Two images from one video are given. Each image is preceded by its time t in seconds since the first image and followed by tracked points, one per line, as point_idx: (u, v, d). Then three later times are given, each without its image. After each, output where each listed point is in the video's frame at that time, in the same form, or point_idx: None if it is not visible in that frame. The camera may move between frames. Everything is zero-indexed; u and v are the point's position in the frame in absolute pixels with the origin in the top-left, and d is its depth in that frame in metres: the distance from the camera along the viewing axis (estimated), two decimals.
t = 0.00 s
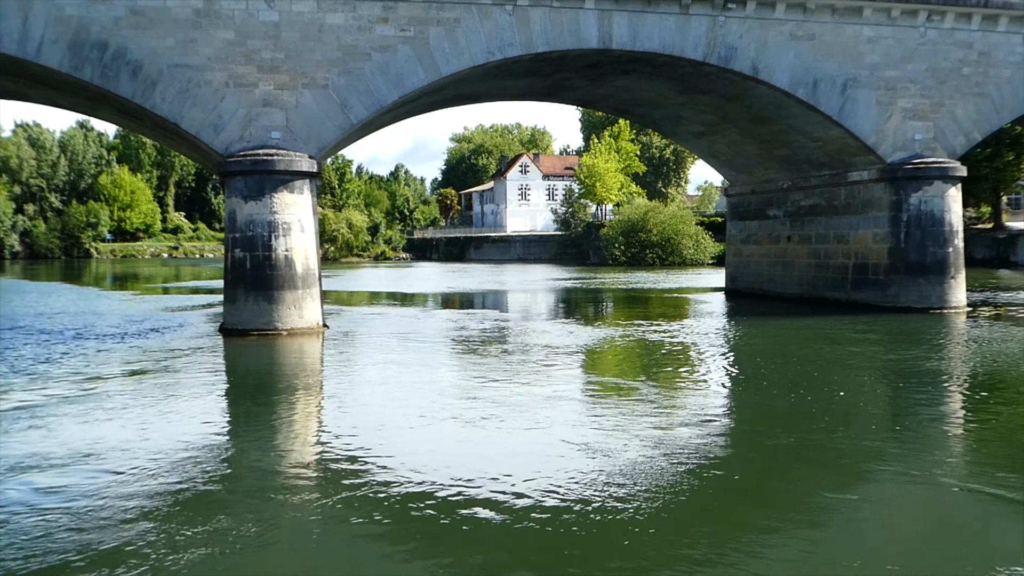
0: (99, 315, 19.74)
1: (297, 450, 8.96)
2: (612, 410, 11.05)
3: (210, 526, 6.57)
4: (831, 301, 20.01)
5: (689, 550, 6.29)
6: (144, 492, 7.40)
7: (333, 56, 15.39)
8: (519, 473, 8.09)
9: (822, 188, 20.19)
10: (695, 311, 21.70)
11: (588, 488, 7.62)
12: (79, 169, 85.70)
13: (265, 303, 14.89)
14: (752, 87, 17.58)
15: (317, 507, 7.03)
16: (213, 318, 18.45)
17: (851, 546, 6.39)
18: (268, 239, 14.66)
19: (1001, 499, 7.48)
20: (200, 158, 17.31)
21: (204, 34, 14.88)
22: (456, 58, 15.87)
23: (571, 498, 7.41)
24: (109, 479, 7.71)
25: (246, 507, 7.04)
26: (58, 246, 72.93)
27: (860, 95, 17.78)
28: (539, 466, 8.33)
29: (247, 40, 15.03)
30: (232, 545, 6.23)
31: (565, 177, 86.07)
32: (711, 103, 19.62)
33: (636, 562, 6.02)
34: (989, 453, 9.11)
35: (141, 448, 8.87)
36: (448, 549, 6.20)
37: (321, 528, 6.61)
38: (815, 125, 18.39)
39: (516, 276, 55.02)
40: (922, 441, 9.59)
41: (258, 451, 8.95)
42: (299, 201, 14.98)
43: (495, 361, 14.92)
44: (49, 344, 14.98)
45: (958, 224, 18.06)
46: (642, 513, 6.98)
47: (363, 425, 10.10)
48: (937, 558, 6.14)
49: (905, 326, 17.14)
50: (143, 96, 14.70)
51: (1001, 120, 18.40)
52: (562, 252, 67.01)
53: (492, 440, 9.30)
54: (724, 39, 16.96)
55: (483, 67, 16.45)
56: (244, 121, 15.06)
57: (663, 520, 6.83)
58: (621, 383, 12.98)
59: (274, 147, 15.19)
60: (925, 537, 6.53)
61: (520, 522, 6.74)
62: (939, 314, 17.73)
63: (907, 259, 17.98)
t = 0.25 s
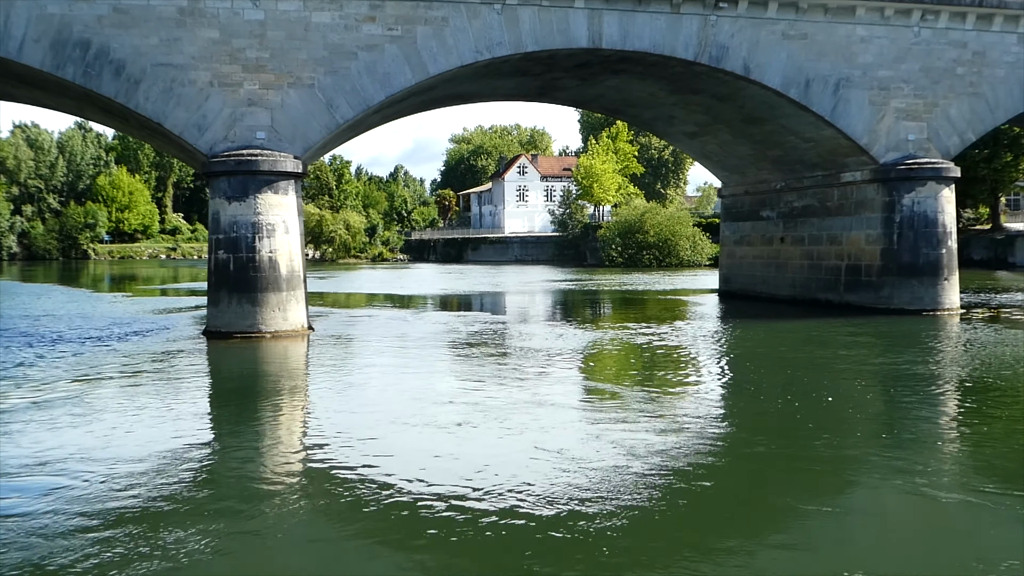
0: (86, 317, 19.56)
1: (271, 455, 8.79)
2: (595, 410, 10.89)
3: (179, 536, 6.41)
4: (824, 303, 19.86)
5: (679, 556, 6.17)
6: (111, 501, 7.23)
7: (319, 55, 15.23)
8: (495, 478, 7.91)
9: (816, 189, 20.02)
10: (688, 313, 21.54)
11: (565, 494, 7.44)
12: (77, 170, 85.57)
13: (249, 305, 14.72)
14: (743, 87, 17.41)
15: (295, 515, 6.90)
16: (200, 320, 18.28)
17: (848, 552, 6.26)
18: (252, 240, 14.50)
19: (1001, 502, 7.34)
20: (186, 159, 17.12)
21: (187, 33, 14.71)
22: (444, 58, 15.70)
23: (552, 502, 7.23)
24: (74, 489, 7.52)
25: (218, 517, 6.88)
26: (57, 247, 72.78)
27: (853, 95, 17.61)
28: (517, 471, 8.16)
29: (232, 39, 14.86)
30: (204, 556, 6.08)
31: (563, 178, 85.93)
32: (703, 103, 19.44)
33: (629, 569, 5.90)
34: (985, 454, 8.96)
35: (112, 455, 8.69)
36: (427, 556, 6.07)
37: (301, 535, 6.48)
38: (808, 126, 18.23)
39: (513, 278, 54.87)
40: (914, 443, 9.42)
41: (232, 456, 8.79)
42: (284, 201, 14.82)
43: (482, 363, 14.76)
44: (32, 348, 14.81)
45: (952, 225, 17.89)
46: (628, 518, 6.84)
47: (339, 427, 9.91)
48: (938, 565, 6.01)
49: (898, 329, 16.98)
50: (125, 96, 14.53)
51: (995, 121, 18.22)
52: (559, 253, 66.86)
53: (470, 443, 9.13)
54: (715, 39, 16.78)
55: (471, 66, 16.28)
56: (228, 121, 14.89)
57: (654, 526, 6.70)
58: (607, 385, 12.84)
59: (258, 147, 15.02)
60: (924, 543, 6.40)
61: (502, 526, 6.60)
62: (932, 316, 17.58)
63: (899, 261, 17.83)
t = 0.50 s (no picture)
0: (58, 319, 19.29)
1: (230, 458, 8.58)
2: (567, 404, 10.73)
3: (129, 542, 6.22)
4: (804, 304, 19.76)
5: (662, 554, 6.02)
6: (61, 508, 7.01)
7: (292, 53, 15.02)
8: (463, 474, 7.70)
9: (796, 190, 19.92)
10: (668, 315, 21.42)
11: (535, 489, 7.22)
12: (61, 170, 84.94)
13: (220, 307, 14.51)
14: (722, 86, 17.28)
15: (253, 519, 6.71)
16: (173, 322, 18.05)
17: (838, 549, 6.12)
18: (223, 241, 14.30)
19: (997, 497, 7.20)
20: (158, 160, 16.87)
21: (157, 31, 14.48)
22: (419, 57, 15.51)
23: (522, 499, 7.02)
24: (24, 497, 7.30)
25: (173, 523, 6.68)
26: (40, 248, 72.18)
27: (832, 95, 17.50)
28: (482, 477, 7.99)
29: (203, 37, 14.64)
30: (158, 563, 5.90)
31: (549, 179, 85.80)
32: (683, 103, 19.31)
33: (614, 569, 5.74)
34: (971, 451, 8.82)
35: (68, 461, 8.47)
36: (394, 559, 5.91)
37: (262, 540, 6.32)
38: (787, 126, 18.11)
39: (498, 278, 54.67)
40: (894, 442, 9.27)
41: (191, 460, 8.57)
42: (255, 202, 14.63)
43: (457, 362, 14.58)
44: None
45: (931, 226, 17.81)
46: (609, 515, 6.66)
47: (303, 429, 9.72)
48: (933, 562, 5.86)
49: (877, 330, 16.88)
50: (94, 95, 14.29)
51: (975, 121, 18.14)
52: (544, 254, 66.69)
53: (436, 442, 8.96)
54: (694, 38, 16.64)
55: (447, 66, 16.11)
56: (199, 120, 14.66)
57: (641, 523, 6.55)
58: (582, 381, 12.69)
59: (230, 147, 14.80)
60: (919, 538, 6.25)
61: (475, 527, 6.44)
62: (911, 317, 17.49)
63: (878, 262, 17.74)
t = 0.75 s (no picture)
0: (32, 321, 19.05)
1: (190, 461, 8.39)
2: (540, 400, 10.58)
3: (75, 550, 6.03)
4: (785, 305, 19.65)
5: (643, 552, 5.88)
6: (10, 514, 6.82)
7: (265, 52, 14.83)
8: (429, 474, 7.52)
9: (777, 190, 19.81)
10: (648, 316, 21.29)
11: (502, 490, 7.03)
12: (46, 171, 84.39)
13: (191, 309, 14.30)
14: (702, 85, 17.16)
15: (206, 524, 6.53)
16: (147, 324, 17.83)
17: (811, 545, 5.97)
18: (194, 242, 14.10)
19: (985, 496, 7.06)
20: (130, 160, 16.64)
21: (128, 29, 14.27)
22: (395, 55, 15.33)
23: (485, 501, 6.77)
24: None
25: (123, 529, 6.49)
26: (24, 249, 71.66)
27: (812, 94, 17.39)
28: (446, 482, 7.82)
29: (174, 35, 14.43)
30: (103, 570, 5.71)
31: (537, 179, 85.65)
32: (663, 102, 19.18)
33: (580, 566, 5.60)
34: (959, 450, 8.61)
35: (24, 465, 8.27)
36: (345, 561, 5.73)
37: (214, 543, 6.18)
38: (768, 125, 18.00)
39: (484, 279, 54.48)
40: (877, 438, 9.06)
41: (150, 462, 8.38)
42: (228, 203, 14.43)
43: (432, 362, 14.39)
44: None
45: (911, 226, 17.72)
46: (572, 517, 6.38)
47: (268, 429, 9.53)
48: (905, 560, 5.72)
49: (858, 331, 16.77)
50: (63, 93, 14.07)
51: (956, 120, 18.06)
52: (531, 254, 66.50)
53: (404, 438, 8.78)
54: (673, 36, 16.51)
55: (424, 64, 15.93)
56: (171, 119, 14.45)
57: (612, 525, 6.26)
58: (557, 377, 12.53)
59: (202, 147, 14.59)
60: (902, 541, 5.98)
61: (435, 528, 6.28)
62: (892, 318, 17.39)
63: (859, 262, 17.64)
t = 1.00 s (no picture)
0: (14, 322, 18.87)
1: (159, 465, 8.23)
2: (518, 404, 10.42)
3: (26, 560, 5.87)
4: (773, 306, 19.51)
5: (615, 556, 5.72)
6: None
7: (245, 50, 14.67)
8: (400, 479, 7.36)
9: (766, 190, 19.67)
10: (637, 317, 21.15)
11: (472, 495, 6.88)
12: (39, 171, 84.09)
13: (170, 310, 14.13)
14: (688, 84, 17.01)
15: (165, 532, 6.37)
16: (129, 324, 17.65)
17: (788, 549, 5.82)
18: (173, 242, 13.94)
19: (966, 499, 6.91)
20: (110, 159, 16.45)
21: (106, 27, 14.11)
22: (377, 53, 15.17)
23: (449, 509, 6.55)
24: None
25: (79, 537, 6.34)
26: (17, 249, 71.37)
27: (799, 93, 17.26)
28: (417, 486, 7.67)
29: (153, 33, 14.27)
30: None
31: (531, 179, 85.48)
32: (651, 101, 19.04)
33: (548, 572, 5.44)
34: (946, 455, 8.41)
35: None
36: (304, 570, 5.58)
37: (170, 552, 6.02)
38: (755, 124, 17.87)
39: (477, 279, 54.31)
40: (866, 445, 8.84)
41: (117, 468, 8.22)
42: (207, 202, 14.27)
43: (414, 364, 14.23)
44: None
45: (899, 226, 17.60)
46: (534, 529, 6.11)
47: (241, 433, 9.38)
48: (883, 564, 5.57)
49: (845, 332, 16.65)
50: (40, 92, 13.89)
51: (944, 120, 17.94)
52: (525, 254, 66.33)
53: (377, 443, 8.63)
54: (659, 35, 16.36)
55: (407, 63, 15.77)
56: (150, 118, 14.29)
57: (574, 538, 5.99)
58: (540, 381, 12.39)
59: (182, 146, 14.44)
60: (876, 555, 5.69)
61: (399, 535, 6.13)
62: (880, 319, 17.26)
63: (847, 262, 17.52)
